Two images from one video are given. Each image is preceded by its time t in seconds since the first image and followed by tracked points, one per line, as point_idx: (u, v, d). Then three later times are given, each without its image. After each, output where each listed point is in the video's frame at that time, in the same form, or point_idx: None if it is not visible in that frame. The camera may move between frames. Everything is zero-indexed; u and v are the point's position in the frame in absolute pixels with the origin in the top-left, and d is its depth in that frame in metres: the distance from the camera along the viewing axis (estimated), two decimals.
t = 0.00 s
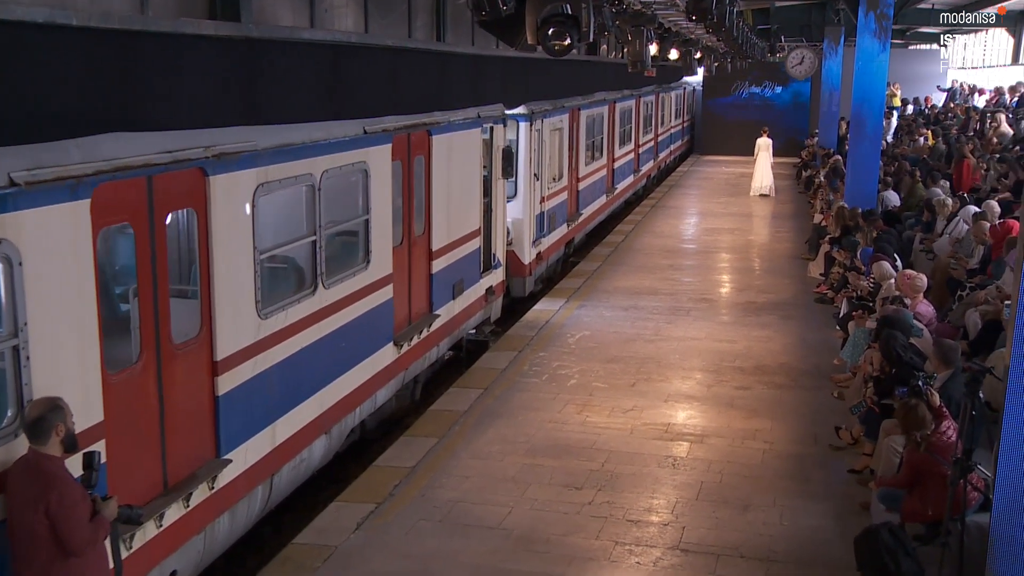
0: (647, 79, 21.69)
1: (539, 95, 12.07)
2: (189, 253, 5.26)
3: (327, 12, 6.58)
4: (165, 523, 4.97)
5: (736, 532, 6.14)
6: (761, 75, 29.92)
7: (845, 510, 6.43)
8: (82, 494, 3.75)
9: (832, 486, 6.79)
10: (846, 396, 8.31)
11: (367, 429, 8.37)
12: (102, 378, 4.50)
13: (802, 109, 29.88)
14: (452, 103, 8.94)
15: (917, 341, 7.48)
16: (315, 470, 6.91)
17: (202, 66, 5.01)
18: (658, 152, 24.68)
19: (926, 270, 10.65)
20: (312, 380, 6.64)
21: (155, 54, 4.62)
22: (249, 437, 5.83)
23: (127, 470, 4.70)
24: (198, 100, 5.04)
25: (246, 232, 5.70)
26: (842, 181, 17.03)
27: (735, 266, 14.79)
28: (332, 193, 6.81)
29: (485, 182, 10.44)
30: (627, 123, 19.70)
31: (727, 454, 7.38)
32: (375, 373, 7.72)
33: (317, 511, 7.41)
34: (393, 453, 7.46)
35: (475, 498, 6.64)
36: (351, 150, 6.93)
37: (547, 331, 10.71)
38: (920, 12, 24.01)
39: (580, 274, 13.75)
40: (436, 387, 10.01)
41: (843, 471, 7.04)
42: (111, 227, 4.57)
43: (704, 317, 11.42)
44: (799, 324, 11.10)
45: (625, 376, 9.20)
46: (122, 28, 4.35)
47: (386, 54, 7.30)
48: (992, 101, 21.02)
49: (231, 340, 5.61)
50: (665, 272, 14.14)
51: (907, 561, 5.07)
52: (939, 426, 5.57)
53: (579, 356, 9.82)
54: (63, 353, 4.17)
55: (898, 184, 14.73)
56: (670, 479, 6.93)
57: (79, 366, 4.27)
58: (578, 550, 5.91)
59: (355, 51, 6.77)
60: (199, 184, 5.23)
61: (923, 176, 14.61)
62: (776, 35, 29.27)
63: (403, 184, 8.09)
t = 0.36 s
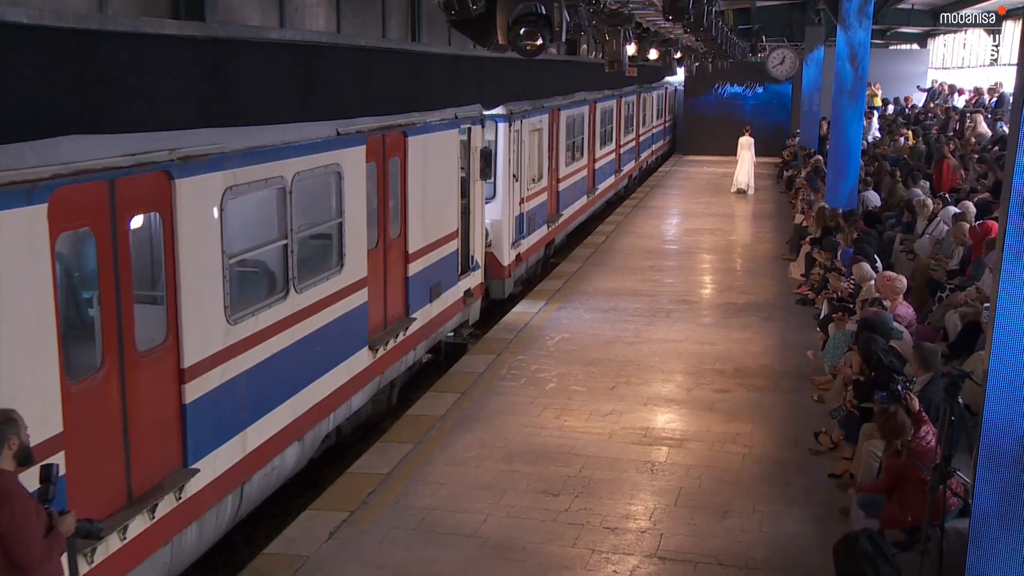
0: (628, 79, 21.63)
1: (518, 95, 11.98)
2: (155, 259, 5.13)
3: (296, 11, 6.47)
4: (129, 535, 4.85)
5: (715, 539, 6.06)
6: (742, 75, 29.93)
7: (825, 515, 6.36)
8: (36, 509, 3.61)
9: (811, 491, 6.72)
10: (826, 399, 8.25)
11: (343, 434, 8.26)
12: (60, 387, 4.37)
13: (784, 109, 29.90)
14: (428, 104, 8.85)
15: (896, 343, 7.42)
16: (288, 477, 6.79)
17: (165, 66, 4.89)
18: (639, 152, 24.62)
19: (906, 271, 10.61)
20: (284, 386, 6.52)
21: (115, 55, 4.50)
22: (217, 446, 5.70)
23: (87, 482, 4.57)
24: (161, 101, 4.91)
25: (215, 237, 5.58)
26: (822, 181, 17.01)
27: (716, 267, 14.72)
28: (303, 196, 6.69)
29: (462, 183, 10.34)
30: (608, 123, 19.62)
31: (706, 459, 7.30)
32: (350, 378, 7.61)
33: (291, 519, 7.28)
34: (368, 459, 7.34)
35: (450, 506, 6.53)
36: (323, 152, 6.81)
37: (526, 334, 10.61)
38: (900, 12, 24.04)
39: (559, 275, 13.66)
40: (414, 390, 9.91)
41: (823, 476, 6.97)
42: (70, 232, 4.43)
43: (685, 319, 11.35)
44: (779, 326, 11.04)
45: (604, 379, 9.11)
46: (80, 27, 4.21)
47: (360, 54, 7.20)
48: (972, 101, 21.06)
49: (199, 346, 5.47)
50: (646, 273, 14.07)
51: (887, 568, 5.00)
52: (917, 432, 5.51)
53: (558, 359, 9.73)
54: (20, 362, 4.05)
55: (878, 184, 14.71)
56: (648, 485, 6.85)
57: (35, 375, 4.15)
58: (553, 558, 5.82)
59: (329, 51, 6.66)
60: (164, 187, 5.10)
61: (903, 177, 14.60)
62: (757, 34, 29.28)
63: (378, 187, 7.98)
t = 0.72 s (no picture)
0: (608, 79, 21.57)
1: (496, 97, 11.90)
2: (118, 266, 5.00)
3: (265, 12, 6.38)
4: (92, 548, 4.72)
5: (692, 547, 5.98)
6: (723, 75, 29.97)
7: (803, 521, 6.29)
8: None
9: (790, 497, 6.65)
10: (805, 402, 8.20)
11: (318, 441, 8.14)
12: (17, 397, 4.25)
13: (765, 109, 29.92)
14: (404, 105, 8.77)
15: (875, 346, 7.37)
16: (259, 486, 6.66)
17: (128, 68, 4.77)
18: (621, 152, 24.57)
19: (886, 273, 10.59)
20: (255, 393, 6.39)
21: (74, 58, 4.38)
22: (185, 455, 5.57)
23: (46, 494, 4.44)
24: (123, 104, 4.79)
25: (181, 242, 5.46)
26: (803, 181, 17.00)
27: (697, 268, 14.67)
28: (274, 200, 6.58)
29: (439, 185, 10.25)
30: (589, 124, 19.56)
31: (685, 464, 7.22)
32: (324, 384, 7.49)
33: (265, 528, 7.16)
34: (342, 466, 7.23)
35: (424, 514, 6.43)
36: (295, 155, 6.71)
37: (504, 337, 10.52)
38: (880, 13, 24.10)
39: (539, 277, 13.58)
40: (391, 395, 9.80)
41: (802, 481, 6.91)
42: (26, 238, 4.31)
43: (665, 321, 11.28)
44: (759, 328, 10.99)
45: (583, 383, 9.03)
46: (28, 26, 4.08)
47: (332, 55, 7.09)
48: (951, 102, 21.12)
49: (165, 355, 5.34)
50: (627, 274, 14.00)
51: None
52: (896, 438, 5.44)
53: (537, 362, 9.63)
54: None
55: (858, 184, 14.71)
56: (626, 491, 6.76)
57: None
58: (528, 568, 5.72)
59: (300, 52, 6.55)
60: (126, 192, 4.99)
61: (883, 177, 14.60)
62: (738, 35, 29.33)
63: (352, 190, 7.89)
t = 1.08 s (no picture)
0: (596, 79, 21.49)
1: (480, 98, 11.80)
2: (85, 271, 4.88)
3: (239, 12, 6.27)
4: (57, 563, 4.59)
5: (675, 556, 5.89)
6: (711, 75, 29.94)
7: (788, 528, 6.21)
8: None
9: (775, 503, 6.57)
10: (791, 406, 8.12)
11: (298, 447, 8.02)
12: None
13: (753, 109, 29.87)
14: (385, 107, 8.68)
15: (860, 350, 7.31)
16: (236, 494, 6.53)
17: (98, 70, 4.68)
18: (609, 153, 24.50)
19: (873, 275, 10.53)
20: (231, 400, 6.27)
21: (38, 60, 4.27)
22: (158, 464, 5.45)
23: (9, 507, 4.31)
24: (88, 106, 4.67)
25: (153, 247, 5.34)
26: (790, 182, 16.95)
27: (684, 270, 14.59)
28: (251, 203, 6.46)
29: (422, 187, 10.16)
30: (576, 125, 19.48)
31: (669, 470, 7.13)
32: (303, 390, 7.38)
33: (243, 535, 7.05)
34: (321, 473, 7.11)
35: (403, 522, 6.32)
36: (272, 158, 6.60)
37: (489, 340, 10.43)
38: (867, 13, 24.09)
39: (525, 279, 13.49)
40: (373, 399, 9.69)
41: (787, 487, 6.83)
42: None
43: (650, 323, 11.20)
44: (745, 331, 10.92)
45: (567, 387, 8.93)
46: None
47: (310, 57, 6.99)
48: (939, 102, 21.11)
49: (136, 362, 5.22)
50: (613, 276, 13.91)
51: None
52: (880, 445, 5.37)
53: (520, 366, 9.53)
54: None
55: (845, 185, 14.66)
56: (609, 497, 6.68)
57: None
58: None
59: (276, 52, 6.44)
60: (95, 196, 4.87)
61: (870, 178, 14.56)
62: (726, 35, 29.30)
63: (332, 193, 7.79)
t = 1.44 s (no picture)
0: (584, 80, 21.42)
1: (465, 99, 11.71)
2: (52, 277, 4.76)
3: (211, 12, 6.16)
4: None
5: (658, 564, 5.81)
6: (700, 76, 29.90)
7: (771, 536, 6.14)
8: None
9: (759, 510, 6.50)
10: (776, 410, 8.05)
11: (278, 453, 7.92)
12: None
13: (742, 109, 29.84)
14: (366, 108, 8.60)
15: (845, 354, 7.24)
16: (213, 502, 6.42)
17: (68, 71, 4.60)
18: (597, 153, 24.44)
19: (859, 277, 10.47)
20: (207, 406, 6.16)
21: None
22: (130, 474, 5.33)
23: None
24: (53, 108, 4.55)
25: (125, 252, 5.23)
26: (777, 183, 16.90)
27: (671, 271, 14.53)
28: (227, 206, 6.35)
29: (405, 189, 10.07)
30: (563, 125, 19.40)
31: (653, 475, 7.05)
32: (282, 396, 7.27)
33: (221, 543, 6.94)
34: (299, 479, 7.00)
35: (382, 531, 6.23)
36: (249, 160, 6.49)
37: (473, 343, 10.34)
38: (854, 13, 24.07)
39: (511, 281, 13.40)
40: (356, 403, 9.59)
41: (772, 493, 6.76)
42: None
43: (636, 326, 11.13)
44: (732, 333, 10.85)
45: (551, 391, 8.85)
46: None
47: (289, 57, 6.89)
48: (926, 102, 21.10)
49: (106, 371, 5.10)
50: (600, 278, 13.84)
51: None
52: (864, 451, 5.26)
53: (504, 370, 9.45)
54: None
55: (833, 186, 14.61)
56: (592, 504, 6.59)
57: None
58: None
59: (252, 53, 6.34)
60: (62, 200, 4.76)
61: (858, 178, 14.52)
62: (714, 36, 29.27)
63: (312, 195, 7.69)
